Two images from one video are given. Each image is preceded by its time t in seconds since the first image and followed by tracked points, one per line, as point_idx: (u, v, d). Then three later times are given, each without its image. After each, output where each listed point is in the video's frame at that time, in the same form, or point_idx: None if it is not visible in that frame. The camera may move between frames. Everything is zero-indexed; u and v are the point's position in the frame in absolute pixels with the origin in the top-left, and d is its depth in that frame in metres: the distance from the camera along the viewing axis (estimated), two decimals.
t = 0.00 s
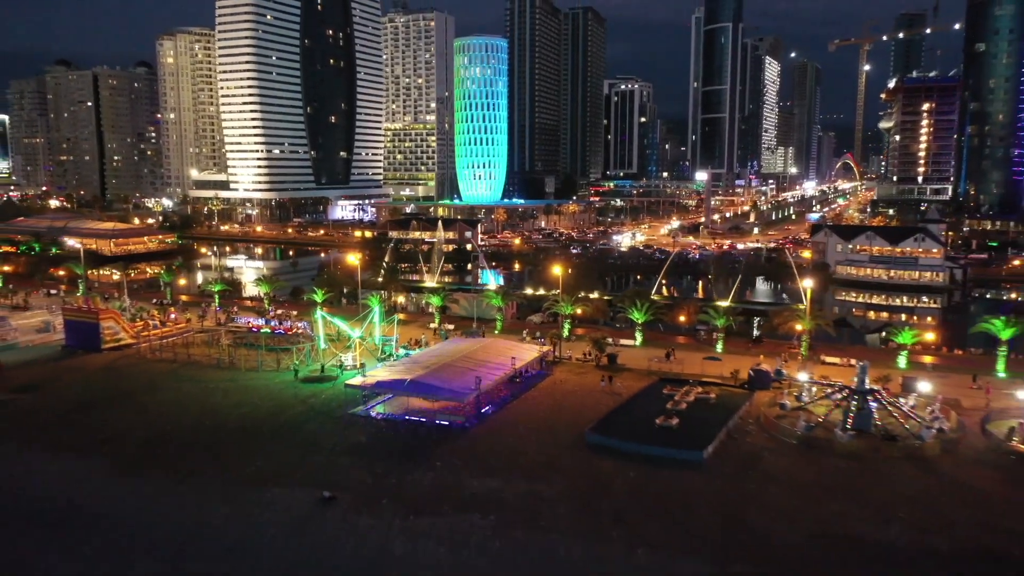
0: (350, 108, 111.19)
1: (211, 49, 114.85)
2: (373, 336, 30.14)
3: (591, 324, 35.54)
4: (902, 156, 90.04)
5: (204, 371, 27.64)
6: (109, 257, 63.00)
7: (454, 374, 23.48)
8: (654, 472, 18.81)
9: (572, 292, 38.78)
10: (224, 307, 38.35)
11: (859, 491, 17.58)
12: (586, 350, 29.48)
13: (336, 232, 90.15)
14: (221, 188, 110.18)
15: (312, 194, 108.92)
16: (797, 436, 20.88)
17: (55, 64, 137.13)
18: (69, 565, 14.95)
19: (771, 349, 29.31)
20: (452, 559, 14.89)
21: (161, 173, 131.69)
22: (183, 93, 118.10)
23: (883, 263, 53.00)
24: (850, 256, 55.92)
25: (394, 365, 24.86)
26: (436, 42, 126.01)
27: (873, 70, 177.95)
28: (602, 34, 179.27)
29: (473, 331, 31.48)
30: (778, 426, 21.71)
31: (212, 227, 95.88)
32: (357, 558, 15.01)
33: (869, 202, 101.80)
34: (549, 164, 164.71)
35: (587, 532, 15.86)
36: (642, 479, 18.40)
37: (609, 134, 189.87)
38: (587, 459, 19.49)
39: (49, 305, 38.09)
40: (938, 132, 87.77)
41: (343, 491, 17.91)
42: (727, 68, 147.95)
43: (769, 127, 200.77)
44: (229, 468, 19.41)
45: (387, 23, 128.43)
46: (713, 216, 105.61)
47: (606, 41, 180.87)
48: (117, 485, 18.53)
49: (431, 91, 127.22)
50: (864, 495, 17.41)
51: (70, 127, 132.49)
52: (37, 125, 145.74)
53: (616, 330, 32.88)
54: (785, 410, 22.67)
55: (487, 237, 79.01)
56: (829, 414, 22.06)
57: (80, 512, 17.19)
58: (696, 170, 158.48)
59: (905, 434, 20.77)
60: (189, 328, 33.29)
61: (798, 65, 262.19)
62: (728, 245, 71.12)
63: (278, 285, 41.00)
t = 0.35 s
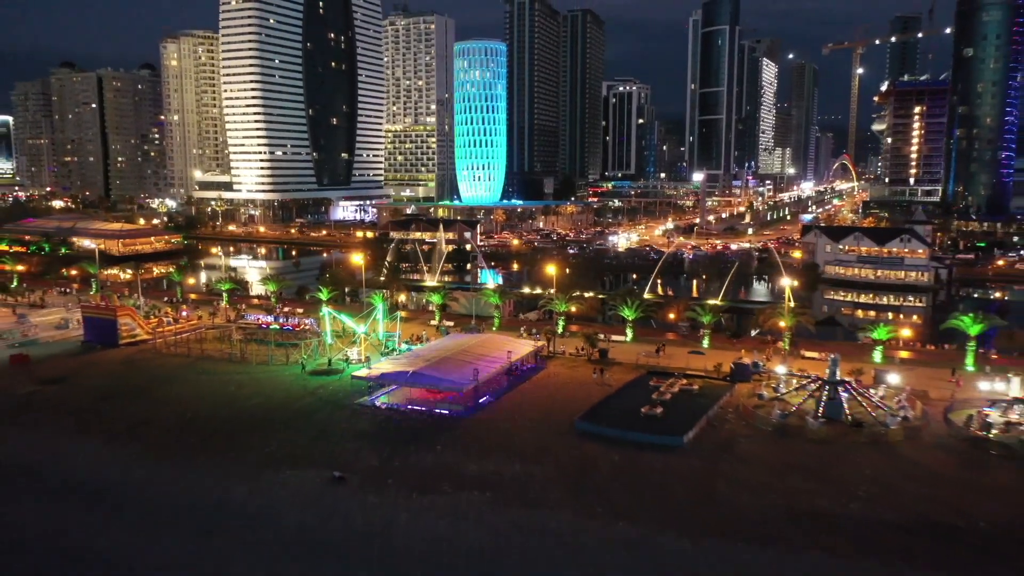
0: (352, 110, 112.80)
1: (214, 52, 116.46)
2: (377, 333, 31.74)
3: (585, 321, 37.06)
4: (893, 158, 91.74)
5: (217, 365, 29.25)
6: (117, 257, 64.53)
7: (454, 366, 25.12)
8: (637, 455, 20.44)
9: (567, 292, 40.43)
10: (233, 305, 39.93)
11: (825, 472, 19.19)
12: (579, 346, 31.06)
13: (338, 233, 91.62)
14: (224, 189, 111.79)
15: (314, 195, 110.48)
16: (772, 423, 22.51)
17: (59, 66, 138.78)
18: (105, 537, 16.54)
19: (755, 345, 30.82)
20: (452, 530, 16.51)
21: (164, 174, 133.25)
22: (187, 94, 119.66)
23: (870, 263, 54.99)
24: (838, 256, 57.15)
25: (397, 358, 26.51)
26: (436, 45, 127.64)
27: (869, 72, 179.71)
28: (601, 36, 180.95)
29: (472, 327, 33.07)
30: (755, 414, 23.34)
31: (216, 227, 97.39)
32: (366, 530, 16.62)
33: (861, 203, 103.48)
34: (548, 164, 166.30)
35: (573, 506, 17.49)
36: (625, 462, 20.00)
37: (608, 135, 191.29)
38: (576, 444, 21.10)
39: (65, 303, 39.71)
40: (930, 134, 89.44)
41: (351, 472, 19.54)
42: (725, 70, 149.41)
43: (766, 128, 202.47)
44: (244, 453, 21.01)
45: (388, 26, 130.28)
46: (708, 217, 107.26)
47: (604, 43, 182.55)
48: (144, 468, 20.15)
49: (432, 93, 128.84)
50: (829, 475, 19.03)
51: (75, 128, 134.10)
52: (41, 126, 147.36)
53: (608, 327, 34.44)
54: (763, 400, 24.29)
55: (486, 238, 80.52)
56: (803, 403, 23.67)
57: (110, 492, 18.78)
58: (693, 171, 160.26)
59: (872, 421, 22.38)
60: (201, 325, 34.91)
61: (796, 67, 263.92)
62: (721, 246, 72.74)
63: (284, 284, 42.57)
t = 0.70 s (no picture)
0: (353, 112, 114.56)
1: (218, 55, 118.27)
2: (380, 329, 33.57)
3: (578, 318, 38.83)
4: (884, 160, 93.56)
5: (231, 359, 31.03)
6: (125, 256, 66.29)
7: (453, 359, 26.95)
8: (622, 439, 22.21)
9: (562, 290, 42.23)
10: (242, 302, 41.77)
11: (792, 454, 21.00)
12: (572, 341, 32.85)
13: (341, 234, 93.37)
14: (228, 190, 113.69)
15: (316, 196, 112.34)
16: (747, 411, 24.28)
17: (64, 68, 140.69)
18: (139, 509, 18.35)
19: (738, 341, 32.54)
20: (451, 503, 18.31)
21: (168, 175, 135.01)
22: (191, 97, 121.47)
23: (857, 263, 56.58)
24: (826, 256, 58.74)
25: (400, 351, 28.34)
26: (436, 48, 129.36)
27: (864, 75, 181.74)
28: (598, 38, 182.85)
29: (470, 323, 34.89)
30: (733, 402, 25.19)
31: (221, 228, 99.09)
32: (374, 503, 18.41)
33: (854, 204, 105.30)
34: (547, 166, 168.12)
35: (562, 484, 19.24)
36: (611, 445, 21.77)
37: (606, 137, 193.16)
38: (566, 430, 22.86)
39: (81, 300, 41.53)
40: (920, 137, 91.37)
41: (359, 454, 21.31)
42: (721, 72, 151.42)
43: (763, 130, 204.38)
44: (260, 437, 22.81)
45: (388, 29, 131.98)
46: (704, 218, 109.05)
47: (602, 45, 184.42)
48: (168, 450, 22.02)
49: (432, 95, 130.67)
50: (797, 457, 20.80)
51: (79, 130, 135.95)
52: (46, 127, 149.30)
53: (600, 324, 36.23)
54: (741, 390, 26.11)
55: (485, 239, 82.29)
56: (778, 391, 25.43)
57: (139, 472, 20.58)
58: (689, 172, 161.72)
59: (841, 409, 24.12)
60: (213, 321, 36.73)
61: (793, 68, 265.69)
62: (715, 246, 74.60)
63: (291, 282, 44.40)
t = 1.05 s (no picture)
0: (354, 114, 116.20)
1: (221, 57, 119.86)
2: (384, 326, 35.20)
3: (572, 317, 40.41)
4: (877, 162, 95.19)
5: (242, 353, 32.63)
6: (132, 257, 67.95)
7: (453, 354, 28.56)
8: (610, 427, 23.83)
9: (557, 289, 43.88)
10: (250, 301, 43.44)
11: (767, 440, 22.64)
12: (566, 337, 34.46)
13: (343, 234, 94.86)
14: (231, 192, 115.40)
15: (318, 197, 114.05)
16: (728, 402, 25.92)
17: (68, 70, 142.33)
18: (165, 489, 19.99)
19: (724, 337, 34.17)
20: (452, 484, 19.92)
21: (172, 176, 136.65)
22: (194, 99, 123.06)
23: (846, 263, 57.97)
24: (816, 256, 60.14)
25: (403, 347, 29.97)
26: (437, 50, 130.96)
27: (860, 77, 183.54)
28: (597, 40, 184.71)
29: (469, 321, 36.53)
30: (715, 393, 26.82)
31: (224, 229, 100.67)
32: (381, 483, 20.07)
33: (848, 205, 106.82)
34: (546, 167, 169.65)
35: (553, 466, 20.89)
36: (600, 433, 23.38)
37: (603, 138, 192.72)
38: (558, 419, 24.47)
39: (95, 299, 43.16)
40: (911, 140, 93.17)
41: (366, 440, 22.91)
42: (718, 74, 153.24)
43: (761, 131, 205.95)
44: (273, 425, 24.44)
45: (389, 32, 133.47)
46: (700, 219, 110.52)
47: (601, 47, 186.19)
48: (188, 437, 23.66)
49: (432, 97, 132.30)
50: (772, 442, 22.42)
51: (84, 131, 137.53)
52: (50, 129, 150.87)
53: (593, 321, 37.84)
54: (723, 382, 27.73)
55: (485, 240, 83.81)
56: (758, 384, 27.03)
57: (162, 456, 22.21)
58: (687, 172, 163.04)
59: (815, 400, 25.76)
60: (223, 319, 38.35)
61: (791, 69, 267.58)
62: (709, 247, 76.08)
63: (296, 281, 46.05)
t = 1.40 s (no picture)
0: (356, 116, 118.04)
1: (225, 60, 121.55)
2: (387, 323, 36.97)
3: (567, 314, 42.20)
4: (869, 164, 96.96)
5: (252, 348, 34.45)
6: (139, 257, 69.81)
7: (452, 348, 30.37)
8: (600, 415, 25.66)
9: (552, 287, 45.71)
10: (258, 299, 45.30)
11: (744, 427, 24.44)
12: (560, 333, 36.23)
13: (345, 234, 96.70)
14: (235, 193, 117.32)
15: (320, 198, 115.93)
16: (710, 392, 27.76)
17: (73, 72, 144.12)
18: (188, 470, 21.79)
19: (711, 333, 35.96)
20: (452, 464, 21.76)
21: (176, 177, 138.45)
22: (197, 101, 124.76)
23: (834, 263, 59.43)
24: (805, 257, 61.60)
25: (405, 342, 31.78)
26: (437, 53, 132.77)
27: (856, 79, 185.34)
28: (595, 43, 186.74)
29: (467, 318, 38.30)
30: (699, 385, 28.64)
31: (228, 229, 102.53)
32: (387, 464, 21.88)
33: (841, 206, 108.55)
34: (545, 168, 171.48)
35: (546, 450, 22.68)
36: (590, 420, 25.23)
37: (602, 139, 193.95)
38: (551, 407, 26.33)
39: (109, 297, 45.03)
40: (902, 142, 94.92)
41: (372, 426, 24.77)
42: (715, 76, 155.08)
43: (758, 132, 207.83)
44: (286, 413, 26.26)
45: (389, 35, 135.14)
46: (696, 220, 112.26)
47: (599, 50, 188.17)
48: (208, 423, 25.48)
49: (432, 99, 134.05)
50: (748, 428, 24.29)
51: (88, 133, 139.33)
52: (54, 130, 152.58)
53: (586, 318, 39.60)
54: (707, 374, 29.52)
55: (485, 240, 85.58)
56: (739, 376, 28.82)
57: (186, 440, 24.06)
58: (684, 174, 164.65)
59: (792, 390, 27.62)
60: (233, 316, 40.13)
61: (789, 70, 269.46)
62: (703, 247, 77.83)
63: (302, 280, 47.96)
